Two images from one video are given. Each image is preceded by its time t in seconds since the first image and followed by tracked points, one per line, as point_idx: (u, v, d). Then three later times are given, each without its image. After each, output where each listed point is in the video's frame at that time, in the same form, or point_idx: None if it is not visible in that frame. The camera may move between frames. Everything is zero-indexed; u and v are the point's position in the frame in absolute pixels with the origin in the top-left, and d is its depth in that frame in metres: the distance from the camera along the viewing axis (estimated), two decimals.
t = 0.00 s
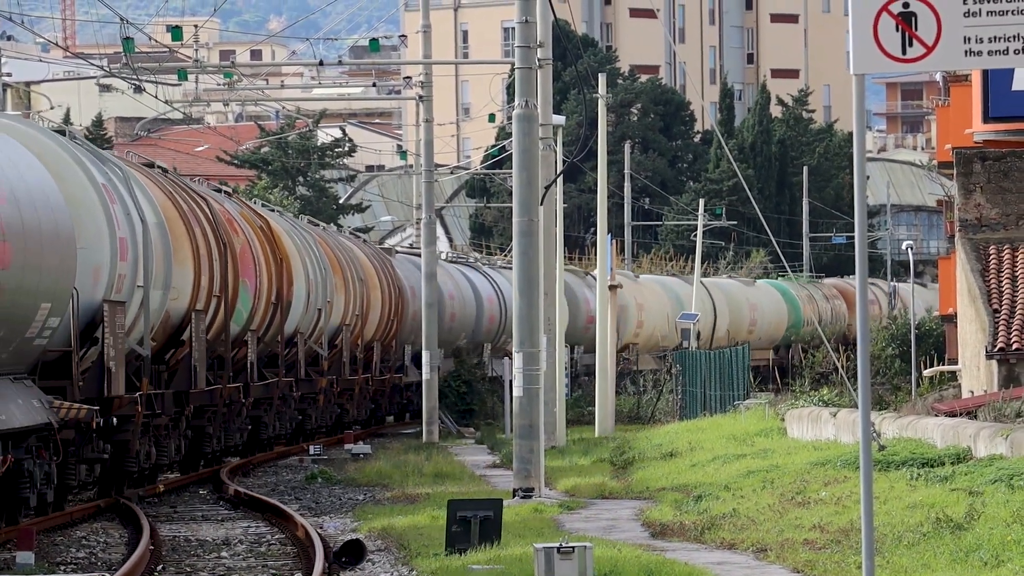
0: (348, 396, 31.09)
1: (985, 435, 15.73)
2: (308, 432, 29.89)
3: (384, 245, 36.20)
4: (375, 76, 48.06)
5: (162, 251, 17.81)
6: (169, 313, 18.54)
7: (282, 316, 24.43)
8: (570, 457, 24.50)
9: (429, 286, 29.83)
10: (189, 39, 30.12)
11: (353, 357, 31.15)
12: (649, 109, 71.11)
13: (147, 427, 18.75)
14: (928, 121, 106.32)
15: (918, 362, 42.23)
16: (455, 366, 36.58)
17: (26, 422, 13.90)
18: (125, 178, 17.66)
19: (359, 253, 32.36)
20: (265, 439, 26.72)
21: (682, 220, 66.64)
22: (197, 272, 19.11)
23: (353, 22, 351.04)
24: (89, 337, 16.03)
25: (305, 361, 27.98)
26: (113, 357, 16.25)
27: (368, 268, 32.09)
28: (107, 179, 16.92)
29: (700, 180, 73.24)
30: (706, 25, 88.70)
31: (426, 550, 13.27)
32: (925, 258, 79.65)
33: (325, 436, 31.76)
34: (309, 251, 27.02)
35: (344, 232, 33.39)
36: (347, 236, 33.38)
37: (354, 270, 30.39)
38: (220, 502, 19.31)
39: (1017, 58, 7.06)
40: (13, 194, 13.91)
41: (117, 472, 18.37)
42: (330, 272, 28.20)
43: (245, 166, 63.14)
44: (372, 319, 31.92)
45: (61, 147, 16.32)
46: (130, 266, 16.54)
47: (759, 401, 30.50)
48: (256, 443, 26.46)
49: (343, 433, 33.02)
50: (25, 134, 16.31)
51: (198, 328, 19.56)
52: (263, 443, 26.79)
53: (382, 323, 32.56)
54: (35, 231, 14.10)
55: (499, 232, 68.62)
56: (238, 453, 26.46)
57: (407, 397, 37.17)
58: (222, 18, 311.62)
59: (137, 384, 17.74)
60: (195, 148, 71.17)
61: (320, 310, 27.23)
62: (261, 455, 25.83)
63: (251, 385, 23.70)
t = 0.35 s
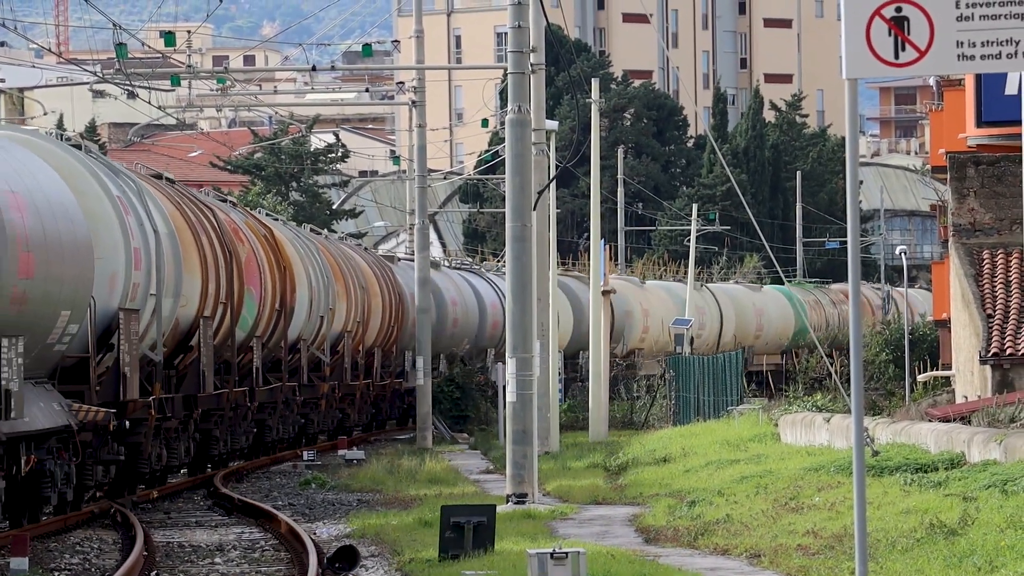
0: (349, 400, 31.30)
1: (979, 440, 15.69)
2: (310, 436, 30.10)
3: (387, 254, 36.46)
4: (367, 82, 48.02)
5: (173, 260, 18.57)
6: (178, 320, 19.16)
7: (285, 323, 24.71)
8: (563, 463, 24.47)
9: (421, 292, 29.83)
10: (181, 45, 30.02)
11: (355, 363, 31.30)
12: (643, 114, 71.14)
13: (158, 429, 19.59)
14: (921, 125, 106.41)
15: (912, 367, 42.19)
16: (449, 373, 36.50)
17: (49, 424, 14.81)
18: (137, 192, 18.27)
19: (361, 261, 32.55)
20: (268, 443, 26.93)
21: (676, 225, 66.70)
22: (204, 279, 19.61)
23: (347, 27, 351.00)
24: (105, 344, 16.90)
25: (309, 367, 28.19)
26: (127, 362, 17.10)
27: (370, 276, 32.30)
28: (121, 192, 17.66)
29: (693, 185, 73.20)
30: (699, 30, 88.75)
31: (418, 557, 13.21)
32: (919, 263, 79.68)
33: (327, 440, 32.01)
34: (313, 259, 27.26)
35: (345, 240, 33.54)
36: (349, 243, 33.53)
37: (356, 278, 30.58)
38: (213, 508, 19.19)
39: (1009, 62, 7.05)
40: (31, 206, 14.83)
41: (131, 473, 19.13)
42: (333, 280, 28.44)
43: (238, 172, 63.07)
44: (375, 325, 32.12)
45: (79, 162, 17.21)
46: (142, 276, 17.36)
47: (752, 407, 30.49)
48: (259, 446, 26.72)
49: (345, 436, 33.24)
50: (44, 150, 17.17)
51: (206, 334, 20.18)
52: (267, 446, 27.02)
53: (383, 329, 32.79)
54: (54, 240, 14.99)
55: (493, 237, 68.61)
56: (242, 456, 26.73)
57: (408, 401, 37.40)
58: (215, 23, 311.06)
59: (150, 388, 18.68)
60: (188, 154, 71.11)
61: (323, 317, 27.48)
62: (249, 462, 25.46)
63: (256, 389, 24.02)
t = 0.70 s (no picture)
0: (359, 405, 31.40)
1: (982, 446, 15.69)
2: (321, 440, 30.21)
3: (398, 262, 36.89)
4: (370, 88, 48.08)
5: (191, 270, 18.84)
6: (196, 327, 19.45)
7: (298, 330, 24.83)
8: (566, 469, 24.45)
9: (422, 297, 29.76)
10: (183, 52, 29.98)
11: (366, 369, 31.35)
12: (645, 120, 71.22)
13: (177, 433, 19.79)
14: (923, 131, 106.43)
15: (915, 373, 42.19)
16: (451, 379, 36.56)
17: (77, 428, 15.09)
18: (159, 205, 18.63)
19: (371, 269, 32.67)
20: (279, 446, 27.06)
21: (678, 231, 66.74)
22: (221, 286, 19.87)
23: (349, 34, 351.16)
24: (128, 350, 17.26)
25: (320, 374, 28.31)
26: (150, 369, 17.51)
27: (380, 284, 32.43)
28: (143, 206, 18.01)
29: (696, 191, 73.23)
30: (702, 36, 88.84)
31: (421, 562, 13.19)
32: (921, 269, 79.67)
33: (338, 445, 32.12)
34: (325, 267, 27.39)
35: (355, 248, 33.71)
36: (358, 251, 33.67)
37: (366, 285, 30.72)
38: (216, 514, 19.19)
39: (1011, 67, 7.06)
40: (65, 215, 15.10)
41: (149, 473, 19.72)
42: (344, 288, 28.57)
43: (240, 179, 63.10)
44: (384, 332, 32.23)
45: (104, 176, 17.60)
46: (164, 284, 17.76)
47: (754, 413, 30.49)
48: (272, 450, 26.85)
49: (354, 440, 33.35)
50: (69, 163, 17.51)
51: (222, 341, 20.45)
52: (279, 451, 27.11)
53: (393, 336, 32.90)
54: (85, 247, 15.30)
55: (495, 243, 68.66)
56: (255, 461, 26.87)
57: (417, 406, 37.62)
58: (217, 30, 311.16)
59: (170, 394, 19.08)
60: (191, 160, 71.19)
61: (335, 324, 27.61)
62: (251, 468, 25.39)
63: (270, 395, 24.15)
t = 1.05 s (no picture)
0: (366, 426, 31.48)
1: (981, 467, 15.67)
2: (329, 459, 30.29)
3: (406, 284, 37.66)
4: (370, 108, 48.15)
5: (205, 294, 19.13)
6: (209, 350, 19.68)
7: (308, 352, 24.93)
8: (566, 490, 24.42)
9: (423, 318, 29.74)
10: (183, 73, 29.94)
11: (374, 389, 31.41)
12: (645, 141, 71.34)
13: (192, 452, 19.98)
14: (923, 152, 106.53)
15: (915, 395, 42.15)
16: (452, 401, 36.42)
17: (99, 447, 15.77)
18: (175, 232, 18.94)
19: (378, 291, 32.80)
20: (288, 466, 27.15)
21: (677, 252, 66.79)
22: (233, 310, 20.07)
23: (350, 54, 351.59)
24: (146, 372, 17.67)
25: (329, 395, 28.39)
26: (166, 390, 17.94)
27: (387, 307, 32.56)
28: (159, 231, 18.33)
29: (695, 213, 73.29)
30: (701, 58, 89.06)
31: None
32: (921, 291, 79.64)
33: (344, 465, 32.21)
34: (335, 290, 27.49)
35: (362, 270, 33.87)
36: (365, 274, 33.83)
37: (374, 308, 30.83)
38: (215, 536, 19.19)
39: (1009, 90, 7.15)
40: (87, 241, 15.54)
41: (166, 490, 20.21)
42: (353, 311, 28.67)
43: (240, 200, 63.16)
44: (391, 353, 32.32)
45: (122, 205, 17.92)
46: (180, 308, 18.13)
47: (754, 434, 30.47)
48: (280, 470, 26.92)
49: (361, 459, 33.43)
50: (88, 191, 17.89)
51: (235, 362, 20.68)
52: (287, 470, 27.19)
53: (400, 357, 33.01)
54: (107, 273, 15.69)
55: (495, 264, 68.69)
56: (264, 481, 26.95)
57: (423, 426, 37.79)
58: (218, 51, 311.78)
59: (185, 413, 19.48)
60: (191, 182, 71.26)
61: (345, 346, 27.71)
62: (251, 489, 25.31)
63: (280, 416, 24.25)
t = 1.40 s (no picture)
0: (370, 443, 31.48)
1: (978, 485, 15.66)
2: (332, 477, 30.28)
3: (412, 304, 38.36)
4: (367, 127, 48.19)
5: (216, 315, 19.16)
6: (219, 370, 19.71)
7: (314, 371, 24.95)
8: (563, 508, 24.36)
9: (420, 336, 29.73)
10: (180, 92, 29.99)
11: (377, 407, 31.44)
12: (640, 159, 71.47)
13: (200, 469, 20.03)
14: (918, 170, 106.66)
15: (911, 413, 42.10)
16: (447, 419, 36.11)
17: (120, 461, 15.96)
18: (187, 255, 19.01)
19: (380, 310, 32.86)
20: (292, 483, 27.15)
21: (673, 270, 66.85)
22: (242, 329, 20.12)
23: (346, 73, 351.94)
24: (161, 391, 17.68)
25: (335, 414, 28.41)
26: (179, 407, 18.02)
27: (389, 325, 32.61)
28: (172, 254, 18.39)
29: (691, 231, 73.36)
30: (697, 76, 89.42)
31: None
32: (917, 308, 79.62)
33: (347, 482, 32.20)
34: (340, 309, 27.52)
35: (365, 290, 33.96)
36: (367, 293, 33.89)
37: (376, 327, 30.87)
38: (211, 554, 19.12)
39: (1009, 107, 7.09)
40: (105, 264, 15.66)
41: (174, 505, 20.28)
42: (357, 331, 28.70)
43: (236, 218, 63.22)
44: (394, 372, 32.34)
45: (135, 228, 17.97)
46: (192, 328, 18.14)
47: (750, 452, 30.47)
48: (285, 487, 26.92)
49: (363, 476, 33.45)
50: (101, 215, 17.96)
51: (244, 380, 20.70)
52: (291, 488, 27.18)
53: (402, 376, 33.03)
54: (125, 296, 15.79)
55: (491, 281, 68.73)
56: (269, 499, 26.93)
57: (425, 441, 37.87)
58: (215, 69, 312.07)
59: (197, 430, 19.47)
60: (187, 200, 71.32)
61: (349, 365, 27.72)
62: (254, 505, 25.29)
63: (287, 435, 24.25)
